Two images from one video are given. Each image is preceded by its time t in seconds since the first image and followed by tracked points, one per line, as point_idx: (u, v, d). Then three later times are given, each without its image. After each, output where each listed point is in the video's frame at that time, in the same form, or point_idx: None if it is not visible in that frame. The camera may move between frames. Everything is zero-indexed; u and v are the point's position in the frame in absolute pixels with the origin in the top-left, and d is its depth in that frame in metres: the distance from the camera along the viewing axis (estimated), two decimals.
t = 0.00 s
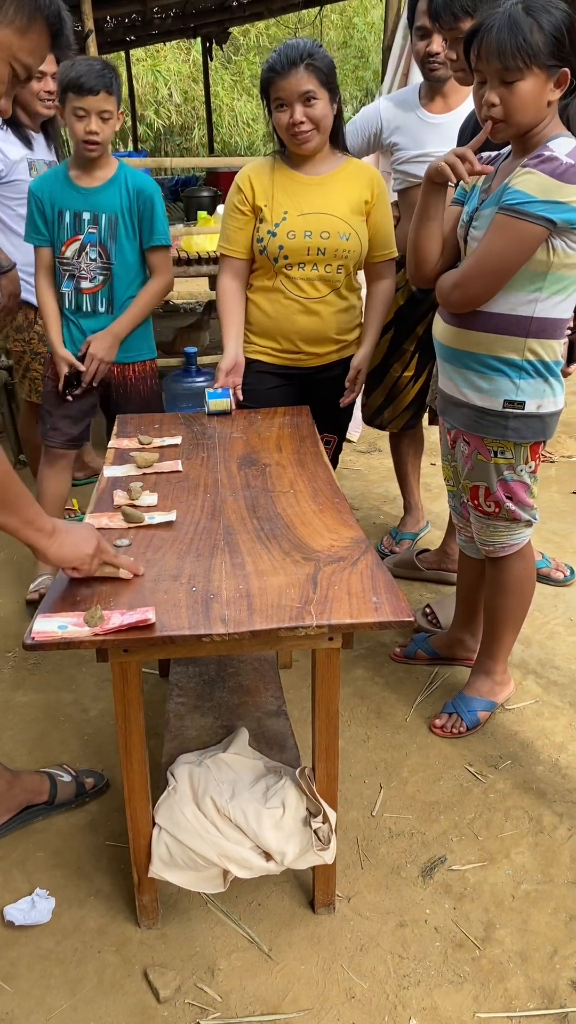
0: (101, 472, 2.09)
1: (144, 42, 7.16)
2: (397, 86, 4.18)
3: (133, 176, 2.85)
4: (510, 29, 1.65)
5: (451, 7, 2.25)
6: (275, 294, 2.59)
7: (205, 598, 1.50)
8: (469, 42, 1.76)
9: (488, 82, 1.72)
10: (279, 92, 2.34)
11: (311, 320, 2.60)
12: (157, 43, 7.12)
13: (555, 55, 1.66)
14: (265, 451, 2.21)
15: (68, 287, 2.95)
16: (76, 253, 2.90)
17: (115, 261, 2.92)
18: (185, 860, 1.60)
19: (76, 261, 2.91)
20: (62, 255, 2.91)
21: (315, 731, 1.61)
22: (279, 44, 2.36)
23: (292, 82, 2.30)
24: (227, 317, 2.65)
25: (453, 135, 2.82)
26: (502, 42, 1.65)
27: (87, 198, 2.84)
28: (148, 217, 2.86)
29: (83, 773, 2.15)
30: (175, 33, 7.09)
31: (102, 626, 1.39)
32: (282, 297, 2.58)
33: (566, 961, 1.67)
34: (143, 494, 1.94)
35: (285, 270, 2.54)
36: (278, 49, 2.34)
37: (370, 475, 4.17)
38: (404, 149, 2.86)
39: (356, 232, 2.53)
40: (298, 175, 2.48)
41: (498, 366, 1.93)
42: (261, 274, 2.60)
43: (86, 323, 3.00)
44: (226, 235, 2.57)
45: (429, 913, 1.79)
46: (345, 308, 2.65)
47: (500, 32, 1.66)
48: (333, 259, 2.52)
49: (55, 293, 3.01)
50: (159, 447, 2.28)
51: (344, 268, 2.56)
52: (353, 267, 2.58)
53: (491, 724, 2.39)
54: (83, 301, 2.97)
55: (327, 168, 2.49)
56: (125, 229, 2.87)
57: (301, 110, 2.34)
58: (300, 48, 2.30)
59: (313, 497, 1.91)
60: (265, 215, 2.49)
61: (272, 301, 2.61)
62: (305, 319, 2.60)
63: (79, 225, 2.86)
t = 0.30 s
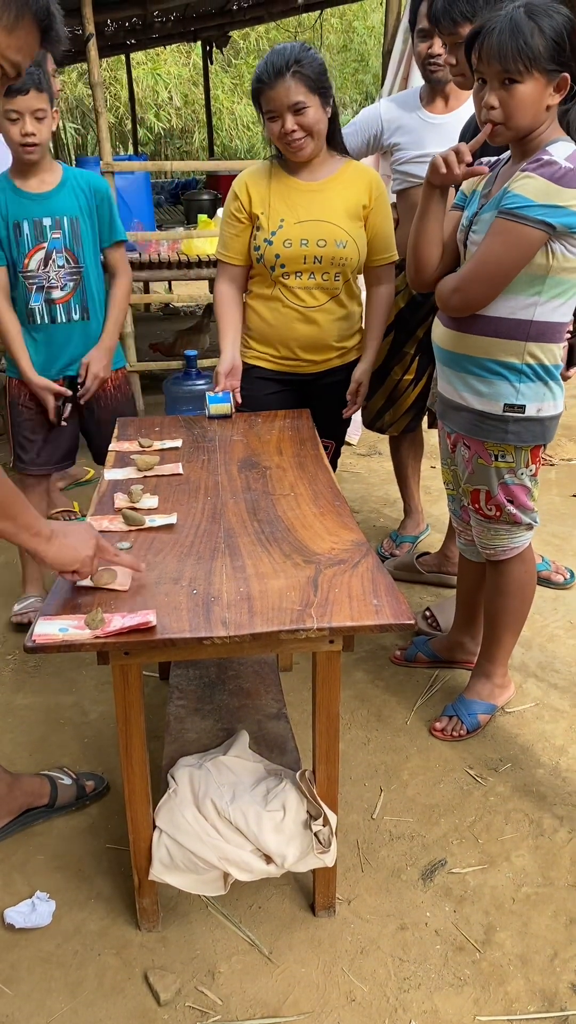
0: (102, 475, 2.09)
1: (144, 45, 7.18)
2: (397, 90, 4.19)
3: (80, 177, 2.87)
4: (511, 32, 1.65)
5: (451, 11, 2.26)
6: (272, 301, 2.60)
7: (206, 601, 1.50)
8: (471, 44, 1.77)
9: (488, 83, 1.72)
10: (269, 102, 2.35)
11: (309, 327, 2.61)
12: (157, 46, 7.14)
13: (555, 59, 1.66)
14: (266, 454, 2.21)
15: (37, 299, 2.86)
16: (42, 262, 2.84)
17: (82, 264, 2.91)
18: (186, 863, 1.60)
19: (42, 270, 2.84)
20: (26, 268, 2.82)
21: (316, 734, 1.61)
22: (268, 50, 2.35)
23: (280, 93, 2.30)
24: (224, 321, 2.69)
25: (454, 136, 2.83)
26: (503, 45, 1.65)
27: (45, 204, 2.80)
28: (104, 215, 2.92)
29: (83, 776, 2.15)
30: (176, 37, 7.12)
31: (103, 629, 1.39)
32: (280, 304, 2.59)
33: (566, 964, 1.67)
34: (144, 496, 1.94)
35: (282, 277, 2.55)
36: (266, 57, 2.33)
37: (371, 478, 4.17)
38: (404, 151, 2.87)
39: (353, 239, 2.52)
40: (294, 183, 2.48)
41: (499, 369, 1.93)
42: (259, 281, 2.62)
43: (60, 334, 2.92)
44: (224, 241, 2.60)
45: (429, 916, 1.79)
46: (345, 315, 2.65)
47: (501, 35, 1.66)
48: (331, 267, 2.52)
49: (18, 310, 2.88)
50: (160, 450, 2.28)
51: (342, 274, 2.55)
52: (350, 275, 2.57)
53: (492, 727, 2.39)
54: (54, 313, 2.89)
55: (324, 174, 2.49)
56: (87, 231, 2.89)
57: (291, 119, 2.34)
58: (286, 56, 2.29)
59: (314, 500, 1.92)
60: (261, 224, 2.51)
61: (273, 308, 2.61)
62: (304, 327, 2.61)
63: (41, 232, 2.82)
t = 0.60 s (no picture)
0: (104, 477, 2.09)
1: (145, 48, 7.20)
2: (398, 93, 4.20)
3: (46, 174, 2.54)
4: (512, 37, 1.66)
5: (453, 15, 2.27)
6: (272, 309, 2.61)
7: (209, 603, 1.50)
8: (473, 49, 1.78)
9: (489, 88, 1.73)
10: (263, 116, 2.33)
11: (308, 334, 2.61)
12: (158, 49, 7.16)
13: (556, 64, 1.67)
14: (267, 457, 2.22)
15: None
16: (3, 267, 2.51)
17: (48, 268, 2.59)
18: (188, 865, 1.60)
19: (3, 275, 2.52)
20: None
21: (318, 736, 1.61)
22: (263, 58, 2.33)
23: (274, 107, 2.29)
24: (225, 326, 2.71)
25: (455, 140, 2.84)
26: (503, 51, 1.66)
27: (9, 203, 2.45)
28: (70, 216, 2.60)
29: (85, 779, 2.15)
30: (177, 40, 7.14)
31: (106, 632, 1.39)
32: (280, 312, 2.60)
33: (568, 967, 1.67)
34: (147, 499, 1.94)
35: (282, 284, 2.56)
36: (260, 66, 2.31)
37: (372, 480, 4.18)
38: (405, 155, 2.88)
39: (353, 246, 2.52)
40: (293, 190, 2.48)
41: (499, 372, 1.94)
42: (259, 288, 2.62)
43: (22, 344, 2.63)
44: (224, 247, 2.61)
45: (431, 918, 1.79)
46: (345, 321, 2.65)
47: (502, 41, 1.67)
48: (330, 275, 2.53)
49: None
50: (162, 453, 2.28)
51: (341, 281, 2.56)
52: (350, 282, 2.57)
53: (493, 729, 2.39)
54: (16, 321, 2.59)
55: (324, 179, 2.48)
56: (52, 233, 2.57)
57: (287, 134, 2.33)
58: (280, 68, 2.27)
59: (316, 503, 1.92)
60: (259, 231, 2.51)
61: (274, 316, 2.61)
62: (304, 334, 2.61)
63: (3, 233, 2.47)
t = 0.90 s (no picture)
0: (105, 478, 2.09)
1: (146, 49, 7.21)
2: (399, 94, 4.20)
3: (37, 178, 2.54)
4: (509, 40, 1.66)
5: (454, 17, 2.27)
6: (272, 309, 2.61)
7: (210, 604, 1.50)
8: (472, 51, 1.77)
9: (487, 92, 1.73)
10: (264, 123, 2.34)
11: (308, 335, 2.61)
12: (159, 51, 7.18)
13: (554, 67, 1.67)
14: (268, 458, 2.21)
15: None
16: None
17: (35, 273, 2.59)
18: (189, 867, 1.60)
19: None
20: None
21: (320, 738, 1.61)
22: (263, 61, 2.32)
23: (275, 113, 2.29)
24: (225, 326, 2.71)
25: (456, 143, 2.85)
26: (500, 54, 1.66)
27: None
28: (59, 219, 2.57)
29: (86, 780, 2.14)
30: (177, 41, 7.15)
31: (108, 633, 1.39)
32: (280, 312, 2.60)
33: (569, 969, 1.67)
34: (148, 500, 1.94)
35: (283, 285, 2.56)
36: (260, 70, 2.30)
37: (373, 481, 4.18)
38: (406, 157, 2.89)
39: (354, 246, 2.52)
40: (294, 190, 2.48)
41: (500, 373, 1.94)
42: (259, 288, 2.62)
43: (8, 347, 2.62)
44: (224, 247, 2.61)
45: (433, 920, 1.79)
46: (346, 321, 2.65)
47: (500, 44, 1.67)
48: (332, 275, 2.53)
49: None
50: (163, 454, 2.28)
51: (342, 282, 2.56)
52: (351, 282, 2.57)
53: (494, 731, 2.38)
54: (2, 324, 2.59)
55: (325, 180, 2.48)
56: (39, 238, 2.56)
57: (287, 139, 2.33)
58: (279, 72, 2.26)
59: (317, 504, 1.92)
60: (259, 231, 2.51)
61: (275, 317, 2.62)
62: (305, 335, 2.61)
63: None
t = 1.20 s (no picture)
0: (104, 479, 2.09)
1: (145, 50, 7.21)
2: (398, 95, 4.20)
3: (52, 186, 2.53)
4: (505, 43, 1.66)
5: (452, 18, 2.27)
6: (271, 309, 2.61)
7: (208, 605, 1.50)
8: (468, 54, 1.77)
9: (484, 95, 1.73)
10: (262, 123, 2.33)
11: (308, 334, 2.61)
12: (158, 51, 7.18)
13: (550, 70, 1.67)
14: (267, 459, 2.21)
15: None
16: None
17: (37, 281, 2.58)
18: (188, 867, 1.59)
19: None
20: None
21: (318, 738, 1.60)
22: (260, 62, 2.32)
23: (273, 114, 2.29)
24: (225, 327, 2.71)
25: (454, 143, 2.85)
26: (497, 57, 1.66)
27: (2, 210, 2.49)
28: (68, 231, 2.55)
29: (84, 781, 2.14)
30: (176, 42, 7.15)
31: (105, 634, 1.39)
32: (280, 312, 2.60)
33: (568, 970, 1.67)
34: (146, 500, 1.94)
35: (282, 284, 2.55)
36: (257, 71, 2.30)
37: (372, 482, 4.18)
38: (405, 158, 2.89)
39: (354, 245, 2.52)
40: (293, 189, 2.48)
41: (500, 372, 1.94)
42: (259, 287, 2.62)
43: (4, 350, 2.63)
44: (224, 247, 2.61)
45: (431, 920, 1.79)
46: (346, 321, 2.65)
47: (496, 47, 1.67)
48: (331, 273, 2.53)
49: None
50: (162, 455, 2.27)
51: (342, 280, 2.56)
52: (351, 280, 2.57)
53: (493, 731, 2.38)
54: None
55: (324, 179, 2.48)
56: (44, 247, 2.55)
57: (285, 138, 2.33)
58: (276, 73, 2.26)
59: (316, 504, 1.92)
60: (259, 230, 2.51)
61: (274, 317, 2.61)
62: (304, 335, 2.61)
63: None
